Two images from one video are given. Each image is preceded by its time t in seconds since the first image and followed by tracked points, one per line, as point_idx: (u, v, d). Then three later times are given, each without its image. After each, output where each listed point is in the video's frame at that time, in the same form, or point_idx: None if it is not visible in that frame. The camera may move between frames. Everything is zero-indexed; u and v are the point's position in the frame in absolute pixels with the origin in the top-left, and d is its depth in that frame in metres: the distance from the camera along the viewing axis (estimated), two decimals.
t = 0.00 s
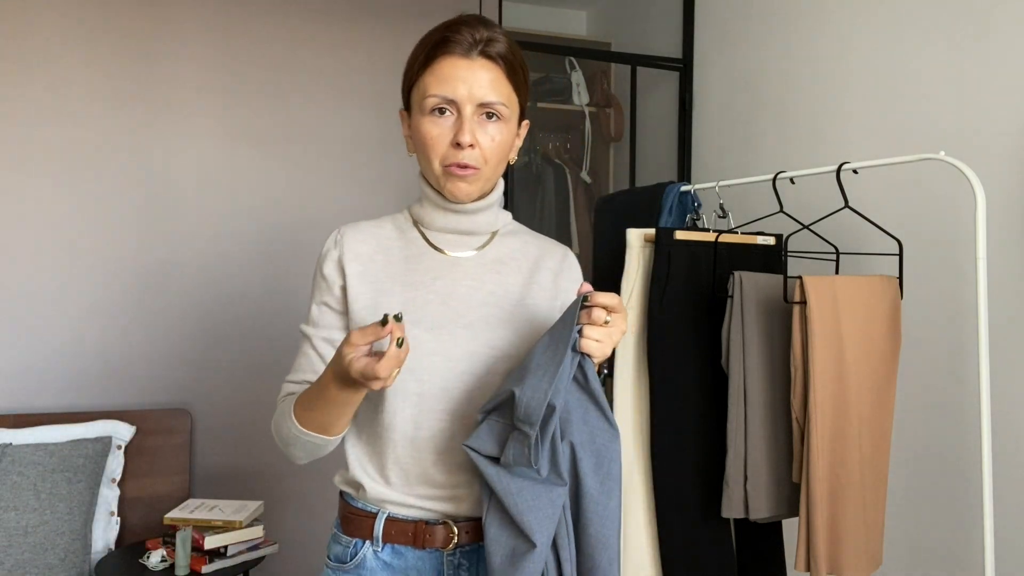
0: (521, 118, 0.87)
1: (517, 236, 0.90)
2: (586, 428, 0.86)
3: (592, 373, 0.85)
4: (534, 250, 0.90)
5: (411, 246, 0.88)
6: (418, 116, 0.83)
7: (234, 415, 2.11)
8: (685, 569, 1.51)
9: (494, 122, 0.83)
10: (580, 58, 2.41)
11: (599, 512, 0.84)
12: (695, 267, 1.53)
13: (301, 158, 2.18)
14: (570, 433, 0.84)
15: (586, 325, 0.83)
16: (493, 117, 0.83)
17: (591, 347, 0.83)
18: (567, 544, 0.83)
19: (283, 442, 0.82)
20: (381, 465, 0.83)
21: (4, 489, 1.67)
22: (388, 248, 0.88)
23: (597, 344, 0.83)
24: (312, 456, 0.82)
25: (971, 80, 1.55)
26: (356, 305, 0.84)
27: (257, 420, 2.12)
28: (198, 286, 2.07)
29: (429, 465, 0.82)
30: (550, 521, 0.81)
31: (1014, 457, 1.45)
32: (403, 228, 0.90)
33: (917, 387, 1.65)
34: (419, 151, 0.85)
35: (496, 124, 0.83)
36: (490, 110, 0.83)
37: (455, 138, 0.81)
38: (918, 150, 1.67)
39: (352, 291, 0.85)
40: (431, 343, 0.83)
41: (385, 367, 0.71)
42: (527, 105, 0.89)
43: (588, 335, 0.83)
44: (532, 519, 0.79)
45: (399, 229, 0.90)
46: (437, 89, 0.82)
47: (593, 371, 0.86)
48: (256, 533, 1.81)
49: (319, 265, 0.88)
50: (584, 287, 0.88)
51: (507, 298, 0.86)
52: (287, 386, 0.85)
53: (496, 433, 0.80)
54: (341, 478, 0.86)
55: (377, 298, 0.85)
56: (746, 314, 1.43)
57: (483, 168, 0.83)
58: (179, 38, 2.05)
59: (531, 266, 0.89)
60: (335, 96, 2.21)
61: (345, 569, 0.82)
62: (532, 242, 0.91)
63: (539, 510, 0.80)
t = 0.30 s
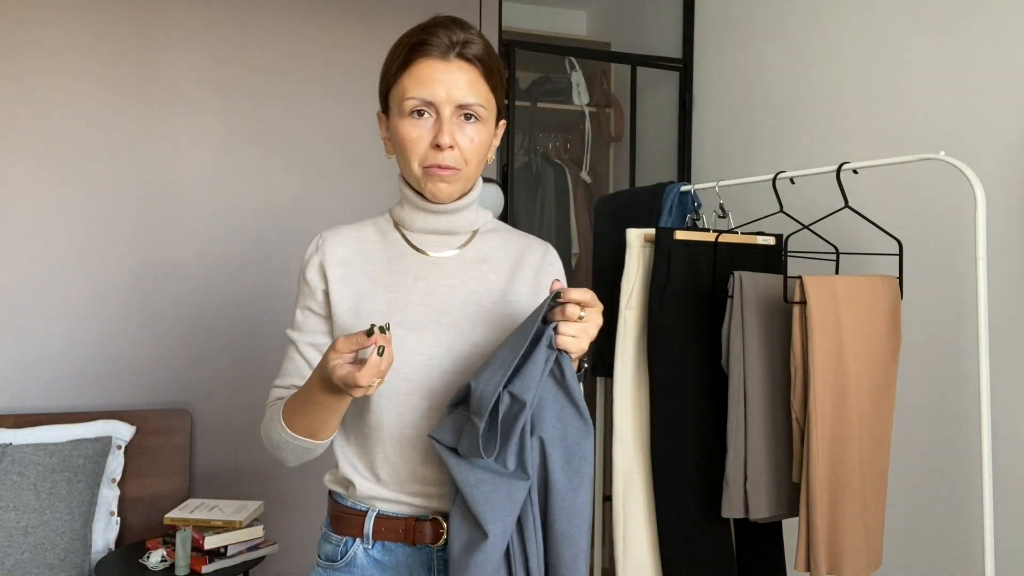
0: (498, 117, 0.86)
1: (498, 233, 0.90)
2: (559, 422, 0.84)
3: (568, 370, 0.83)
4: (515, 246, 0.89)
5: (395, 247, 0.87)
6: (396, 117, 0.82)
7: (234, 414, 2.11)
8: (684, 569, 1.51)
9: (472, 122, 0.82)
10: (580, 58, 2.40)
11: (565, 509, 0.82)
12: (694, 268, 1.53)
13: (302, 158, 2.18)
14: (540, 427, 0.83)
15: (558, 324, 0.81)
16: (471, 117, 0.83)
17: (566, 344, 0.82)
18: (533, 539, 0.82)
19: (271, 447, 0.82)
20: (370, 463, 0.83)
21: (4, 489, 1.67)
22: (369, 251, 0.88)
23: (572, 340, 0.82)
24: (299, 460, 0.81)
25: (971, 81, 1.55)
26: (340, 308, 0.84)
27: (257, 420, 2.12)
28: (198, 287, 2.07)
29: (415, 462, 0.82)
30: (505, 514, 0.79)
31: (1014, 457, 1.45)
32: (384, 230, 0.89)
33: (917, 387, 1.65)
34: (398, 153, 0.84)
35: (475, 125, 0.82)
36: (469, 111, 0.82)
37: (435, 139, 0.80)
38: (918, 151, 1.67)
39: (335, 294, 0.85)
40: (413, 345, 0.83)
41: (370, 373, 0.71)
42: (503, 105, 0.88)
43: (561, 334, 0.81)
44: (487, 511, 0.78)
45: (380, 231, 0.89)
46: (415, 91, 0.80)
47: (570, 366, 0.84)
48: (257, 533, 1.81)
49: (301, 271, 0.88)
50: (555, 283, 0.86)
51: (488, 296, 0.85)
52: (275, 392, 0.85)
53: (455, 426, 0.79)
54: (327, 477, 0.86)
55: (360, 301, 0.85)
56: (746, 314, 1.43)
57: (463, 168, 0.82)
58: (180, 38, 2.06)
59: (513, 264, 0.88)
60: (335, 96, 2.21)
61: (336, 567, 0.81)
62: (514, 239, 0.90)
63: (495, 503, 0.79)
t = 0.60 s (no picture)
0: (490, 121, 0.86)
1: (489, 233, 0.90)
2: (550, 421, 0.81)
3: (560, 366, 0.81)
4: (506, 246, 0.89)
5: (387, 249, 0.87)
6: (391, 123, 0.81)
7: (235, 414, 2.11)
8: (684, 568, 1.51)
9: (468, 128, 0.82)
10: (580, 58, 2.41)
11: (556, 508, 0.80)
12: (695, 268, 1.53)
13: (302, 158, 2.18)
14: (531, 426, 0.80)
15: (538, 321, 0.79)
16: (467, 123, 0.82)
17: (552, 339, 0.79)
18: (524, 539, 0.80)
19: (264, 445, 0.81)
20: (369, 462, 0.82)
21: (4, 489, 1.67)
22: (362, 252, 0.88)
23: (560, 333, 0.79)
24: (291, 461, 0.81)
25: (971, 80, 1.55)
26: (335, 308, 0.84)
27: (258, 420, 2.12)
28: (198, 287, 2.07)
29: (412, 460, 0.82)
30: (490, 515, 0.78)
31: (1014, 457, 1.45)
32: (376, 232, 0.89)
33: (917, 387, 1.65)
34: (393, 158, 0.83)
35: (470, 131, 0.82)
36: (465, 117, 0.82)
37: (431, 147, 0.80)
38: (918, 151, 1.67)
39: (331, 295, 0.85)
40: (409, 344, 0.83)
41: (392, 353, 0.70)
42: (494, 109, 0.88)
43: (544, 331, 0.79)
44: (470, 511, 0.77)
45: (372, 233, 0.89)
46: (412, 97, 0.80)
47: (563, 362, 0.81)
48: (257, 533, 1.81)
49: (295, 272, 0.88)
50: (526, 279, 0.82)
51: (481, 296, 0.85)
52: (268, 390, 0.85)
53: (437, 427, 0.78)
54: (326, 480, 0.86)
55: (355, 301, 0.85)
56: (746, 314, 1.43)
57: (458, 174, 0.83)
58: (181, 38, 2.06)
59: (504, 263, 0.88)
60: (335, 96, 2.21)
61: (336, 567, 0.81)
62: (504, 238, 0.90)
63: (479, 503, 0.77)
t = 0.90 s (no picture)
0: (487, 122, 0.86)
1: (485, 232, 0.90)
2: (549, 409, 0.79)
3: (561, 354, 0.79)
4: (503, 245, 0.90)
5: (387, 249, 0.87)
6: (393, 128, 0.81)
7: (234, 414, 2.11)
8: (684, 568, 1.51)
9: (468, 131, 0.82)
10: (580, 58, 2.41)
11: (546, 498, 0.76)
12: (694, 268, 1.53)
13: (302, 158, 2.18)
14: (526, 413, 0.78)
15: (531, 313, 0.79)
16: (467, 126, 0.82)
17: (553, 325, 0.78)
18: (517, 530, 0.77)
19: (258, 419, 0.73)
20: (369, 459, 0.81)
21: (4, 489, 1.68)
22: (361, 255, 0.87)
23: (558, 318, 0.78)
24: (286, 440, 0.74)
25: (971, 81, 1.55)
26: (337, 305, 0.84)
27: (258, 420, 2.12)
28: (198, 287, 2.07)
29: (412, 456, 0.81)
30: (473, 506, 0.75)
31: (1014, 457, 1.45)
32: (374, 234, 0.89)
33: (917, 387, 1.65)
34: (394, 162, 0.83)
35: (470, 134, 0.82)
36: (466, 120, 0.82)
37: (435, 151, 0.80)
38: (919, 151, 1.67)
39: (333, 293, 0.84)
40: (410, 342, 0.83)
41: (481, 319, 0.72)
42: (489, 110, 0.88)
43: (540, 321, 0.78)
44: (450, 500, 0.76)
45: (370, 235, 0.89)
46: (413, 103, 0.79)
47: (567, 347, 0.80)
48: (256, 533, 1.81)
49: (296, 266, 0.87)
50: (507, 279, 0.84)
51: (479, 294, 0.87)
52: (265, 363, 0.78)
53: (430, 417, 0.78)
54: (329, 480, 0.86)
55: (357, 300, 0.85)
56: (746, 313, 1.43)
57: (459, 176, 0.83)
58: (181, 38, 2.06)
59: (500, 261, 0.89)
60: (335, 97, 2.21)
61: (337, 566, 0.80)
62: (500, 237, 0.91)
63: (461, 493, 0.76)
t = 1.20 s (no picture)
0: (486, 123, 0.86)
1: (486, 232, 0.90)
2: (576, 395, 0.80)
3: (587, 337, 0.80)
4: (504, 244, 0.90)
5: (388, 249, 0.87)
6: (392, 128, 0.81)
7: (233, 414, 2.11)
8: (685, 568, 1.51)
9: (468, 131, 0.82)
10: (580, 58, 2.41)
11: (581, 483, 0.77)
12: (694, 269, 1.52)
13: (302, 159, 2.18)
14: (555, 400, 0.78)
15: (557, 297, 0.79)
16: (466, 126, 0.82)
17: (580, 308, 0.79)
18: (552, 516, 0.78)
19: (246, 387, 0.71)
20: (375, 458, 0.81)
21: (4, 489, 1.68)
22: (361, 255, 0.87)
23: (582, 301, 0.79)
24: (270, 415, 0.72)
25: (971, 81, 1.55)
26: (338, 304, 0.84)
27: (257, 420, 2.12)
28: (198, 287, 2.07)
29: (418, 454, 0.80)
30: (508, 497, 0.76)
31: (1013, 457, 1.45)
32: (375, 234, 0.89)
33: (917, 387, 1.65)
34: (396, 163, 0.82)
35: (470, 133, 0.82)
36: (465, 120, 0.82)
37: (435, 151, 0.80)
38: (918, 151, 1.67)
39: (334, 292, 0.84)
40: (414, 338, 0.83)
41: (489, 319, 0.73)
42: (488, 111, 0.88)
43: (566, 305, 0.79)
44: (485, 493, 0.76)
45: (371, 235, 0.89)
46: (412, 103, 0.79)
47: (591, 332, 0.81)
48: (256, 533, 1.81)
49: (297, 263, 0.87)
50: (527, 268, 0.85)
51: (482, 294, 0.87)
52: (261, 337, 0.77)
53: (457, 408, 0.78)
54: (333, 480, 0.86)
55: (360, 298, 0.85)
56: (746, 313, 1.43)
57: (460, 176, 0.83)
58: (182, 38, 2.06)
59: (501, 261, 0.89)
60: (335, 97, 2.21)
61: (342, 567, 0.80)
62: (501, 237, 0.91)
63: (495, 484, 0.76)
